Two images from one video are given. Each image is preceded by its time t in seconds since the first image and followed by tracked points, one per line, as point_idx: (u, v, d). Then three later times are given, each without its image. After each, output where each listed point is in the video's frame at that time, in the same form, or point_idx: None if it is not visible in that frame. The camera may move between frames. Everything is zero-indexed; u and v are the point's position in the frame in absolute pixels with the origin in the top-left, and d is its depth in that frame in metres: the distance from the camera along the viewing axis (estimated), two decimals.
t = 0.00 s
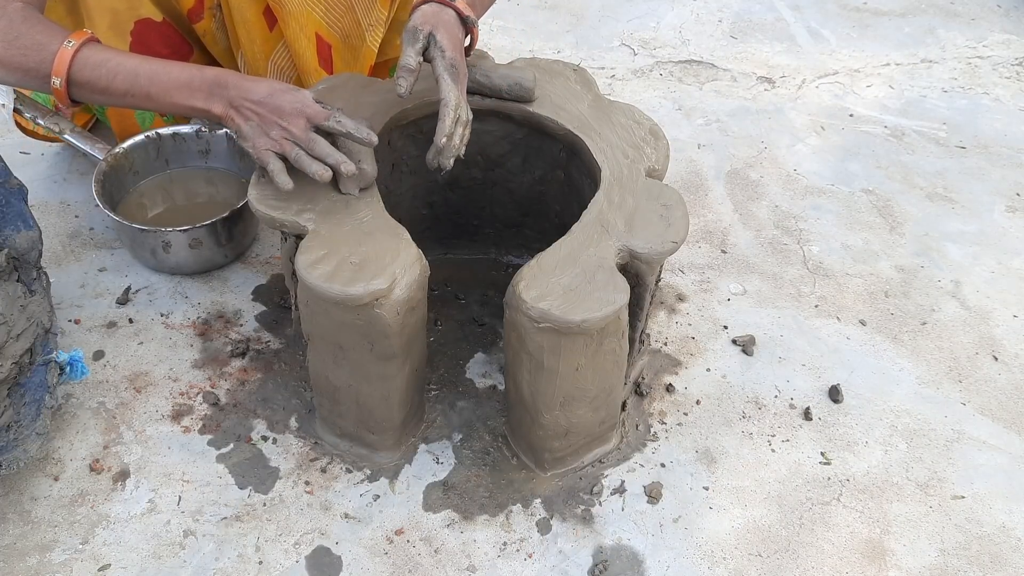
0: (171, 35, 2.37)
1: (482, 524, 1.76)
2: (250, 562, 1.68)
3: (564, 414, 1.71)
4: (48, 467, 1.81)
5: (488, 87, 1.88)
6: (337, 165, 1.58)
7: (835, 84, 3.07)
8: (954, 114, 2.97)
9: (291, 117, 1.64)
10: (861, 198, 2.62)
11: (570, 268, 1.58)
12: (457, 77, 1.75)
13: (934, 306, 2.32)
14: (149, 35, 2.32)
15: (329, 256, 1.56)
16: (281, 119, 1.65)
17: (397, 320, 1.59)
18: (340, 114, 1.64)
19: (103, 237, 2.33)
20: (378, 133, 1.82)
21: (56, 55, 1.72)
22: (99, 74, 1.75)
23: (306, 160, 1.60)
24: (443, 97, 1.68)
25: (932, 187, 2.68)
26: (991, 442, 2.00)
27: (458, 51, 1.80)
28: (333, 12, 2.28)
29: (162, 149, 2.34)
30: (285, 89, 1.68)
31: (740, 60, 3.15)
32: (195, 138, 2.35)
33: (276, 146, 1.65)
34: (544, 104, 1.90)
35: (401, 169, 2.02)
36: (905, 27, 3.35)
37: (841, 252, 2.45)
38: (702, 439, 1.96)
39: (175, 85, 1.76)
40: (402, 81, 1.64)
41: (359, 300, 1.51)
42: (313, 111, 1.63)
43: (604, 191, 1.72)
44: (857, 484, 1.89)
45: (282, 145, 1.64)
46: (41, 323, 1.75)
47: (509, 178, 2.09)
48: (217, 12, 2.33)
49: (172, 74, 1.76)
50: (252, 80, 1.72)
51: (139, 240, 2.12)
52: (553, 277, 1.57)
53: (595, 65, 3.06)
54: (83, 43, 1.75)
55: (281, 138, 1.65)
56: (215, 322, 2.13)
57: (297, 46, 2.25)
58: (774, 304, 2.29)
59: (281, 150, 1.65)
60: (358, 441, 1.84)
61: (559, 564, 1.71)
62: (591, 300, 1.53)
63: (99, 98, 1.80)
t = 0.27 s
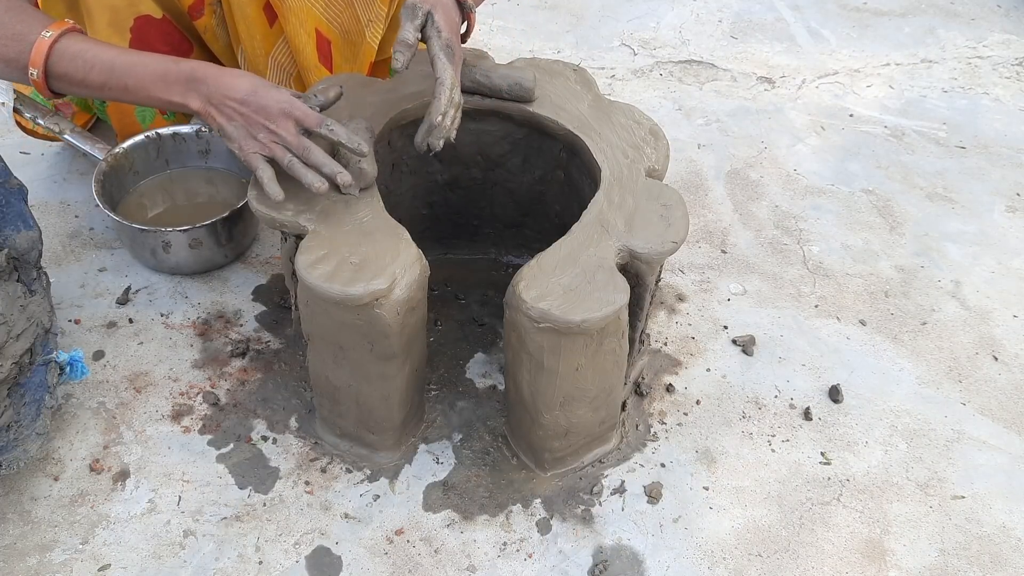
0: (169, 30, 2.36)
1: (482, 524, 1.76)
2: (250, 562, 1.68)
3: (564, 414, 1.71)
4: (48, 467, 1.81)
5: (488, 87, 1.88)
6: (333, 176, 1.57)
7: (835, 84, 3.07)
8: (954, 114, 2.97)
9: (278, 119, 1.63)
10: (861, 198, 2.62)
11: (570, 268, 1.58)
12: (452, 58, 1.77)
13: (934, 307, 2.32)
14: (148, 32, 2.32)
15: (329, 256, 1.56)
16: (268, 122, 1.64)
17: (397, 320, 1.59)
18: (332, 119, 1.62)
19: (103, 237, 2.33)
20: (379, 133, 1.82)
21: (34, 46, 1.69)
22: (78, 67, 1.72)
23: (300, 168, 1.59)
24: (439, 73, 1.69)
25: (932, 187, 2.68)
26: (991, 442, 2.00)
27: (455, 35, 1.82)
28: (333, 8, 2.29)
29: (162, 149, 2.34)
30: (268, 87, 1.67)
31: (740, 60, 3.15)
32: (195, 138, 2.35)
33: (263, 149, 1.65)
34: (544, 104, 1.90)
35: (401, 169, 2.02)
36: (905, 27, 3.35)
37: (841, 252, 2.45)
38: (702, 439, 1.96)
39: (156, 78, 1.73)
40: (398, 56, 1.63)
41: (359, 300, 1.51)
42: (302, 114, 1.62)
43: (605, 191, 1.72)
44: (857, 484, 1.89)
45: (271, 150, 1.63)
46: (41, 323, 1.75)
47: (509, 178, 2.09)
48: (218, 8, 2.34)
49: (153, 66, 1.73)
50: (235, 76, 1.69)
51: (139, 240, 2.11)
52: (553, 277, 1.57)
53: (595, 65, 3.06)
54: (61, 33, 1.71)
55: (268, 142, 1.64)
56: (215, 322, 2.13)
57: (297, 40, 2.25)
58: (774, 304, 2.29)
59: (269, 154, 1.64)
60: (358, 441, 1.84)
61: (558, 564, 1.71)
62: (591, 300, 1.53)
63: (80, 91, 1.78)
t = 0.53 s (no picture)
0: (165, 28, 2.37)
1: (482, 524, 1.76)
2: (250, 562, 1.68)
3: (564, 414, 1.71)
4: (48, 467, 1.81)
5: (488, 87, 1.88)
6: (337, 157, 1.62)
7: (835, 84, 3.07)
8: (954, 114, 2.97)
9: (266, 109, 1.67)
10: (861, 198, 2.62)
11: (570, 268, 1.58)
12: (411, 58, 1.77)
13: (934, 307, 2.32)
14: (144, 30, 2.33)
15: (329, 256, 1.56)
16: (253, 112, 1.68)
17: (397, 320, 1.59)
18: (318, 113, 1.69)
19: (103, 237, 2.33)
20: (379, 133, 1.82)
21: (15, 40, 1.71)
22: (58, 62, 1.74)
23: (301, 154, 1.62)
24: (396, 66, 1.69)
25: (932, 187, 2.68)
26: (991, 442, 2.00)
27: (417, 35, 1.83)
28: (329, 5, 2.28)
29: (162, 149, 2.34)
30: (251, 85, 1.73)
31: (740, 60, 3.15)
32: (195, 138, 2.35)
33: (252, 139, 1.67)
34: (544, 104, 1.90)
35: (401, 169, 2.02)
36: (905, 27, 3.35)
37: (841, 252, 2.45)
38: (702, 439, 1.96)
39: (136, 78, 1.77)
40: (370, 36, 1.60)
41: (360, 300, 1.51)
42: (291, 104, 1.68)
43: (605, 191, 1.72)
44: (857, 484, 1.89)
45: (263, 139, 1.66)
46: (41, 323, 1.75)
47: (509, 178, 2.09)
48: (214, 6, 2.32)
49: (133, 66, 1.78)
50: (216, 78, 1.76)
51: (139, 240, 2.12)
52: (554, 277, 1.57)
53: (595, 65, 3.06)
54: (43, 31, 1.74)
55: (255, 131, 1.67)
56: (215, 322, 2.13)
57: (293, 39, 2.24)
58: (774, 304, 2.29)
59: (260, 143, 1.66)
60: (358, 441, 1.84)
61: (559, 564, 1.71)
62: (591, 300, 1.53)
63: (58, 87, 1.80)
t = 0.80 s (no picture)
0: (161, 27, 2.36)
1: (482, 524, 1.76)
2: (250, 562, 1.68)
3: (564, 414, 1.71)
4: (48, 467, 1.81)
5: (488, 87, 1.88)
6: (337, 148, 1.64)
7: (835, 84, 3.07)
8: (953, 114, 2.97)
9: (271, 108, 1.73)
10: (861, 198, 2.62)
11: (570, 268, 1.58)
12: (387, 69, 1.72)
13: (934, 306, 2.32)
14: (141, 29, 2.32)
15: (329, 256, 1.56)
16: (260, 110, 1.73)
17: (397, 320, 1.59)
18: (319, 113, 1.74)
19: (103, 237, 2.33)
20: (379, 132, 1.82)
21: (18, 40, 1.69)
22: (61, 61, 1.74)
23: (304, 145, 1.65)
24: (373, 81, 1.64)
25: (932, 187, 2.68)
26: (991, 442, 2.00)
27: (391, 43, 1.76)
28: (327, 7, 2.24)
29: (162, 150, 2.34)
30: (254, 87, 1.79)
31: (740, 60, 3.15)
32: (195, 138, 2.35)
33: (258, 133, 1.69)
34: (544, 104, 1.90)
35: (401, 169, 2.02)
36: (905, 27, 3.35)
37: (841, 252, 2.45)
38: (702, 439, 1.96)
39: (138, 77, 1.79)
40: (345, 43, 1.54)
41: (360, 300, 1.51)
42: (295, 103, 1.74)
43: (604, 191, 1.72)
44: (857, 484, 1.89)
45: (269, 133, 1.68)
46: (41, 323, 1.75)
47: (509, 178, 2.09)
48: (210, 7, 2.34)
49: (135, 66, 1.80)
50: (218, 81, 1.82)
51: (139, 240, 2.11)
52: (553, 277, 1.57)
53: (595, 65, 3.06)
54: (46, 30, 1.74)
55: (262, 126, 1.70)
56: (215, 322, 2.13)
57: (290, 40, 2.25)
58: (774, 304, 2.29)
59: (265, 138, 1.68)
60: (358, 441, 1.84)
61: (559, 564, 1.71)
62: (591, 300, 1.53)
63: (59, 86, 1.79)
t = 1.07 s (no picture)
0: (158, 22, 2.36)
1: (482, 524, 1.76)
2: (250, 562, 1.68)
3: (564, 414, 1.71)
4: (48, 467, 1.81)
5: (488, 87, 1.88)
6: (337, 149, 1.64)
7: (835, 84, 3.07)
8: (953, 114, 2.97)
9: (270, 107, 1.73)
10: (861, 198, 2.62)
11: (570, 268, 1.58)
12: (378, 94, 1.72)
13: (934, 306, 2.32)
14: (138, 24, 2.32)
15: (329, 256, 1.56)
16: (261, 109, 1.73)
17: (397, 320, 1.59)
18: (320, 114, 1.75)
19: (103, 237, 2.33)
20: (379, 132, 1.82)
21: (21, 32, 1.70)
22: (63, 53, 1.74)
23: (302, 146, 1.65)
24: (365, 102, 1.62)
25: (932, 187, 2.68)
26: (991, 442, 2.01)
27: (387, 67, 1.75)
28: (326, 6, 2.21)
29: (162, 149, 2.34)
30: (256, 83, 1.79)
31: (740, 60, 3.15)
32: (195, 138, 2.35)
33: (258, 131, 1.70)
34: (544, 104, 1.90)
35: (401, 169, 2.02)
36: (905, 27, 3.35)
37: (841, 252, 2.45)
38: (702, 439, 1.96)
39: (139, 71, 1.79)
40: (339, 66, 1.53)
41: (360, 300, 1.51)
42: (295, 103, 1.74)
43: (605, 191, 1.72)
44: (857, 484, 1.89)
45: (268, 132, 1.68)
46: (41, 323, 1.75)
47: (509, 178, 2.09)
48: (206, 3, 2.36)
49: (137, 60, 1.80)
50: (220, 77, 1.82)
51: (139, 240, 2.11)
52: (553, 277, 1.57)
53: (595, 65, 3.06)
54: (47, 24, 1.73)
55: (262, 125, 1.70)
56: (215, 322, 2.13)
57: (286, 37, 2.26)
58: (774, 304, 2.29)
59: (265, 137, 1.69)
60: (358, 441, 1.84)
61: (559, 564, 1.71)
62: (591, 300, 1.53)
63: (61, 79, 1.78)
